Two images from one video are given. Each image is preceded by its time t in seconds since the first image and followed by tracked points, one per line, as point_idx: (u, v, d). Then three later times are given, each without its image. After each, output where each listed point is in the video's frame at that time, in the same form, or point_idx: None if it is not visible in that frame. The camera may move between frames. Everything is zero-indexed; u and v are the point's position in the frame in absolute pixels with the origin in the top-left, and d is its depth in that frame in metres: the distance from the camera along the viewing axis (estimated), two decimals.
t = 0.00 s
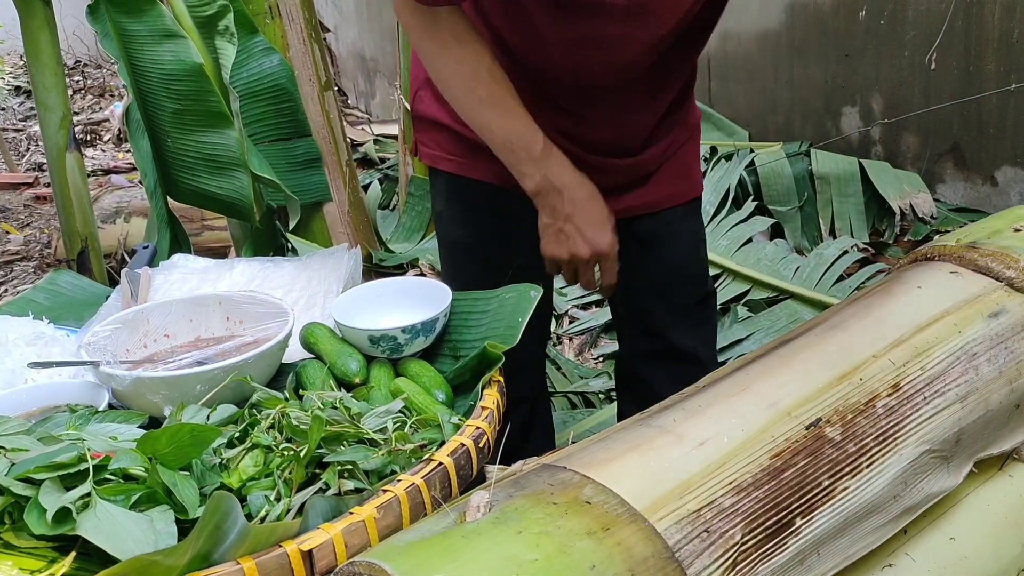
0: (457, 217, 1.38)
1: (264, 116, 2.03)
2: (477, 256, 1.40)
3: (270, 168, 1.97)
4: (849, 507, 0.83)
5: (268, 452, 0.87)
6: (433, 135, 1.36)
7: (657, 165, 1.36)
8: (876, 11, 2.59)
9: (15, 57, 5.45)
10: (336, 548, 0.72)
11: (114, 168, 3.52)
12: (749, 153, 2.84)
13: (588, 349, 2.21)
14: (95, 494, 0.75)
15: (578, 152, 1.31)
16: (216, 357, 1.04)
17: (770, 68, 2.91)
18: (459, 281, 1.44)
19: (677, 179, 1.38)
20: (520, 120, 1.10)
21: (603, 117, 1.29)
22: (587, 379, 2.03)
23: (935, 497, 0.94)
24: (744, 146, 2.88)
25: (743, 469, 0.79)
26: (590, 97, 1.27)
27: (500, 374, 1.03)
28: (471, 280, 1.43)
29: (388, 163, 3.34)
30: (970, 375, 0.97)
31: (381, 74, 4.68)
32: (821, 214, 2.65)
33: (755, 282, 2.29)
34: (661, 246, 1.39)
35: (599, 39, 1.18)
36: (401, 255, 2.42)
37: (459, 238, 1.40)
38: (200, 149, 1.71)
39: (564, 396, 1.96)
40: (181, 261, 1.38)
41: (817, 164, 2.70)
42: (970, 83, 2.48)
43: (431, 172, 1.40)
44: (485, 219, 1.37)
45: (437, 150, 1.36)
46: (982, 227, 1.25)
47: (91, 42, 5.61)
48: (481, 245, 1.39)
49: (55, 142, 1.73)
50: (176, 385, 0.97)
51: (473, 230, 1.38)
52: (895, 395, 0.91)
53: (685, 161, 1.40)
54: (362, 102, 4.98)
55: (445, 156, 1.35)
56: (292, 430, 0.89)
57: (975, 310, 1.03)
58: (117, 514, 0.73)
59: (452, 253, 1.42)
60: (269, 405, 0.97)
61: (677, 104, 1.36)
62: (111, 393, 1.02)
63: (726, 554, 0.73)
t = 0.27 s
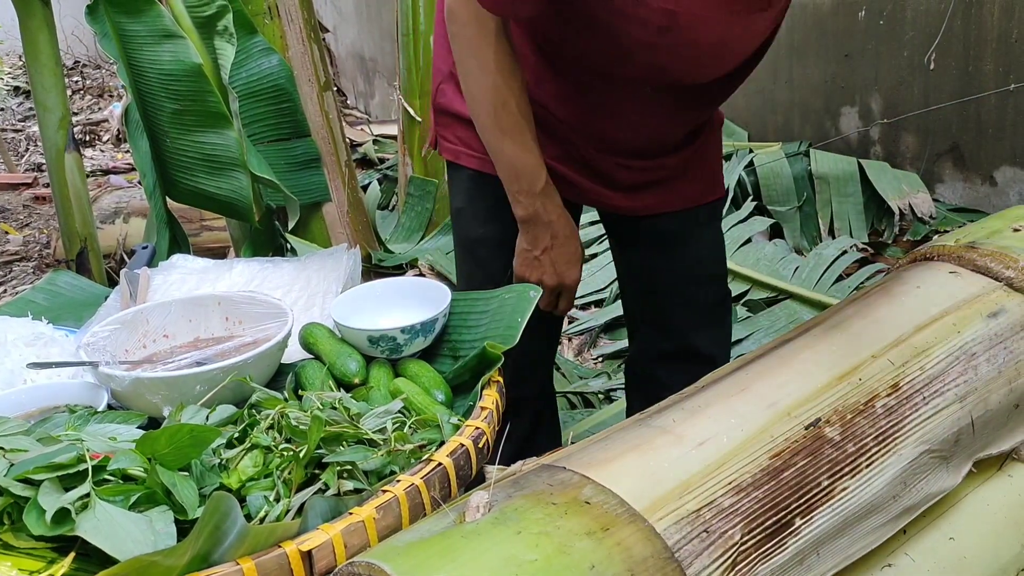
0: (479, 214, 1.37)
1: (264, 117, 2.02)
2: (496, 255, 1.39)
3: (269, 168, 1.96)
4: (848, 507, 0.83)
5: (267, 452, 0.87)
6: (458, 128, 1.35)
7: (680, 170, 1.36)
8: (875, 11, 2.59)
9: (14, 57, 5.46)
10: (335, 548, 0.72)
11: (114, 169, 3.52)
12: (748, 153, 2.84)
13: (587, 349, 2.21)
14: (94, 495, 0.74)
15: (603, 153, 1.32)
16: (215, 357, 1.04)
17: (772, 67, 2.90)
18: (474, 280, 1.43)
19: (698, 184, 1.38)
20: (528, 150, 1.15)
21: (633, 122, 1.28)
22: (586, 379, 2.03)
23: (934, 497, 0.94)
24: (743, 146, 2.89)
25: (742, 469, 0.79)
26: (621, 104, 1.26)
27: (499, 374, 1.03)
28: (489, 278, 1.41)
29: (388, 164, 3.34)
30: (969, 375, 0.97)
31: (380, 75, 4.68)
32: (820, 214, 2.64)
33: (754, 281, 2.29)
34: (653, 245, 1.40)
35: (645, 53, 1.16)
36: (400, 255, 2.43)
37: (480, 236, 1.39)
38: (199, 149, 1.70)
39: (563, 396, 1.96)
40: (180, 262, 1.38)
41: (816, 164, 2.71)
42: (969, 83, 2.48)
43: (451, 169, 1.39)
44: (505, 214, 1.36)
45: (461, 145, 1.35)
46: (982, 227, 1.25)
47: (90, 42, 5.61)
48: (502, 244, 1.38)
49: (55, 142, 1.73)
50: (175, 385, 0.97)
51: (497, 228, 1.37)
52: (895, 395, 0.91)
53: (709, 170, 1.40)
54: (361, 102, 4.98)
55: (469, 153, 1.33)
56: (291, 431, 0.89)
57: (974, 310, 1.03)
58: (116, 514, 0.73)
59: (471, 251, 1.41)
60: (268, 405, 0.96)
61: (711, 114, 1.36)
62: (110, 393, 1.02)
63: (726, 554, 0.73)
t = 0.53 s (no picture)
0: (492, 210, 1.36)
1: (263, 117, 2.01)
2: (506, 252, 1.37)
3: (268, 168, 1.96)
4: (847, 507, 0.83)
5: (266, 452, 0.87)
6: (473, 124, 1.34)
7: (693, 173, 1.32)
8: (873, 11, 2.60)
9: (13, 57, 5.46)
10: (334, 548, 0.72)
11: (113, 169, 3.52)
12: (747, 153, 2.85)
13: (587, 349, 2.21)
14: (93, 495, 0.74)
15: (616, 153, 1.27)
16: (214, 358, 1.04)
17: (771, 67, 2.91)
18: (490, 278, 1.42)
19: (711, 189, 1.35)
20: (533, 105, 1.06)
21: (644, 121, 1.24)
22: (585, 379, 2.03)
23: (933, 497, 0.94)
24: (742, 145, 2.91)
25: (742, 470, 0.79)
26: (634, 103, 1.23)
27: (499, 375, 1.03)
28: (501, 275, 1.40)
29: (387, 164, 3.34)
30: (968, 375, 0.97)
31: (379, 75, 4.68)
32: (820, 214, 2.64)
33: (753, 281, 2.29)
34: (663, 245, 1.38)
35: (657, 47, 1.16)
36: (400, 255, 2.44)
37: (493, 233, 1.38)
38: (198, 149, 1.70)
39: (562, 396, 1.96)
40: (179, 262, 1.38)
41: (815, 164, 2.71)
42: (968, 83, 2.47)
43: (467, 164, 1.38)
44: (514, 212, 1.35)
45: (475, 140, 1.34)
46: (980, 227, 1.25)
47: (89, 43, 5.61)
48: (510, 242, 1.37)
49: (54, 142, 1.73)
50: (174, 385, 0.97)
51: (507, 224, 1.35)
52: (894, 395, 0.91)
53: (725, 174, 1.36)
54: (360, 103, 4.98)
55: (482, 148, 1.32)
56: (290, 431, 0.89)
57: (972, 310, 1.03)
58: (116, 515, 0.73)
59: (484, 248, 1.40)
60: (267, 405, 0.96)
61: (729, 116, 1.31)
62: (109, 394, 1.02)
63: (725, 554, 0.73)
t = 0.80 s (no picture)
0: (505, 208, 1.38)
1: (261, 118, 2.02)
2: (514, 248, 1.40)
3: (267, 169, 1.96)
4: (847, 507, 0.83)
5: (266, 453, 0.87)
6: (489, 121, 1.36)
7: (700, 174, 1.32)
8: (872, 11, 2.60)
9: (11, 57, 5.45)
10: (333, 548, 0.72)
11: (112, 169, 3.53)
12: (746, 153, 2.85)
13: (586, 348, 2.21)
14: (93, 496, 0.74)
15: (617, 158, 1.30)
16: (214, 358, 1.04)
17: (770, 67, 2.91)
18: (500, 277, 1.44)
19: (720, 192, 1.33)
20: None
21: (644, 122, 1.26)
22: (585, 379, 2.03)
23: (932, 497, 0.94)
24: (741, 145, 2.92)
25: (741, 469, 0.79)
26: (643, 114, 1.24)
27: (498, 375, 1.03)
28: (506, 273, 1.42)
29: (386, 164, 3.34)
30: (967, 375, 0.97)
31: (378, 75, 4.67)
32: (818, 215, 2.63)
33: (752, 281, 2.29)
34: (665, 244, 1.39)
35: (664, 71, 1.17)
36: (398, 256, 2.44)
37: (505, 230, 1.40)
38: (197, 150, 1.70)
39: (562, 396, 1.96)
40: (178, 262, 1.38)
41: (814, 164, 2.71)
42: (967, 83, 2.47)
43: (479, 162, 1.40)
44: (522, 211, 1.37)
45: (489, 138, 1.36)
46: (979, 227, 1.25)
47: (87, 43, 5.61)
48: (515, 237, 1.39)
49: (52, 143, 1.73)
50: (174, 385, 0.97)
51: (517, 223, 1.38)
52: (894, 395, 0.91)
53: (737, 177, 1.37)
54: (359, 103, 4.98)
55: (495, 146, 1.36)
56: (290, 431, 0.89)
57: (971, 310, 1.03)
58: (115, 515, 0.73)
59: (496, 246, 1.42)
60: (266, 406, 0.96)
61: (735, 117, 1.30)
62: (108, 394, 1.02)
63: (724, 554, 0.73)
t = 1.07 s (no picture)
0: (479, 210, 1.35)
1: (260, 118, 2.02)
2: (478, 249, 1.39)
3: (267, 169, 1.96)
4: (846, 507, 0.83)
5: (265, 453, 0.87)
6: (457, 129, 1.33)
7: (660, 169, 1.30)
8: (871, 11, 2.60)
9: (10, 58, 5.45)
10: (333, 549, 0.72)
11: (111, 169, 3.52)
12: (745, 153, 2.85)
13: (585, 349, 2.21)
14: (92, 496, 0.74)
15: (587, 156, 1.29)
16: (213, 358, 1.04)
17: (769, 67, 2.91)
18: (480, 278, 1.41)
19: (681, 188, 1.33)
20: None
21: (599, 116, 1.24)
22: (584, 379, 2.03)
23: (931, 497, 0.94)
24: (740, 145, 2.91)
25: (741, 469, 0.79)
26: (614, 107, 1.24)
27: (497, 375, 1.02)
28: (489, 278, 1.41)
29: (385, 165, 3.34)
30: (966, 375, 0.97)
31: (377, 76, 4.67)
32: (817, 215, 2.65)
33: (752, 281, 2.29)
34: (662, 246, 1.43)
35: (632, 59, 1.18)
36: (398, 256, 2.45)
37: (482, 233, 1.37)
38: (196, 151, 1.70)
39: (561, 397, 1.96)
40: (178, 262, 1.37)
41: (813, 164, 2.71)
42: (966, 83, 2.48)
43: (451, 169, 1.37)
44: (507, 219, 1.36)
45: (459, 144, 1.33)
46: (979, 227, 1.25)
47: (86, 43, 5.61)
48: (486, 239, 1.37)
49: (51, 143, 1.73)
50: (173, 386, 0.97)
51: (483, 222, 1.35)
52: (893, 395, 0.91)
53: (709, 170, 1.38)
54: (358, 103, 4.98)
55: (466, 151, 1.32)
56: (289, 432, 0.89)
57: (970, 310, 1.03)
58: (114, 516, 0.73)
59: (475, 249, 1.39)
60: (265, 406, 0.96)
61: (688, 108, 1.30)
62: (107, 395, 1.02)
63: (724, 554, 0.73)
